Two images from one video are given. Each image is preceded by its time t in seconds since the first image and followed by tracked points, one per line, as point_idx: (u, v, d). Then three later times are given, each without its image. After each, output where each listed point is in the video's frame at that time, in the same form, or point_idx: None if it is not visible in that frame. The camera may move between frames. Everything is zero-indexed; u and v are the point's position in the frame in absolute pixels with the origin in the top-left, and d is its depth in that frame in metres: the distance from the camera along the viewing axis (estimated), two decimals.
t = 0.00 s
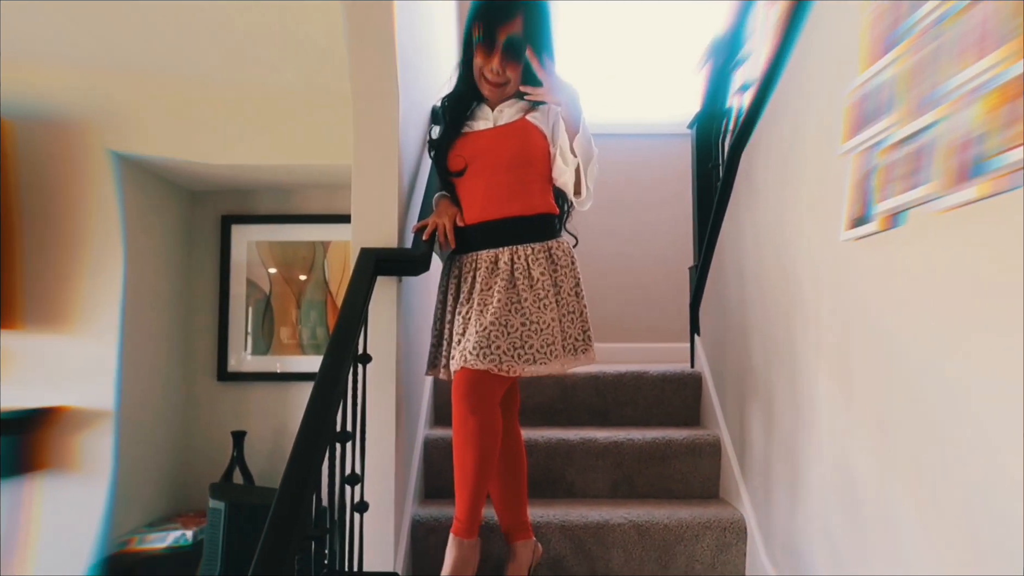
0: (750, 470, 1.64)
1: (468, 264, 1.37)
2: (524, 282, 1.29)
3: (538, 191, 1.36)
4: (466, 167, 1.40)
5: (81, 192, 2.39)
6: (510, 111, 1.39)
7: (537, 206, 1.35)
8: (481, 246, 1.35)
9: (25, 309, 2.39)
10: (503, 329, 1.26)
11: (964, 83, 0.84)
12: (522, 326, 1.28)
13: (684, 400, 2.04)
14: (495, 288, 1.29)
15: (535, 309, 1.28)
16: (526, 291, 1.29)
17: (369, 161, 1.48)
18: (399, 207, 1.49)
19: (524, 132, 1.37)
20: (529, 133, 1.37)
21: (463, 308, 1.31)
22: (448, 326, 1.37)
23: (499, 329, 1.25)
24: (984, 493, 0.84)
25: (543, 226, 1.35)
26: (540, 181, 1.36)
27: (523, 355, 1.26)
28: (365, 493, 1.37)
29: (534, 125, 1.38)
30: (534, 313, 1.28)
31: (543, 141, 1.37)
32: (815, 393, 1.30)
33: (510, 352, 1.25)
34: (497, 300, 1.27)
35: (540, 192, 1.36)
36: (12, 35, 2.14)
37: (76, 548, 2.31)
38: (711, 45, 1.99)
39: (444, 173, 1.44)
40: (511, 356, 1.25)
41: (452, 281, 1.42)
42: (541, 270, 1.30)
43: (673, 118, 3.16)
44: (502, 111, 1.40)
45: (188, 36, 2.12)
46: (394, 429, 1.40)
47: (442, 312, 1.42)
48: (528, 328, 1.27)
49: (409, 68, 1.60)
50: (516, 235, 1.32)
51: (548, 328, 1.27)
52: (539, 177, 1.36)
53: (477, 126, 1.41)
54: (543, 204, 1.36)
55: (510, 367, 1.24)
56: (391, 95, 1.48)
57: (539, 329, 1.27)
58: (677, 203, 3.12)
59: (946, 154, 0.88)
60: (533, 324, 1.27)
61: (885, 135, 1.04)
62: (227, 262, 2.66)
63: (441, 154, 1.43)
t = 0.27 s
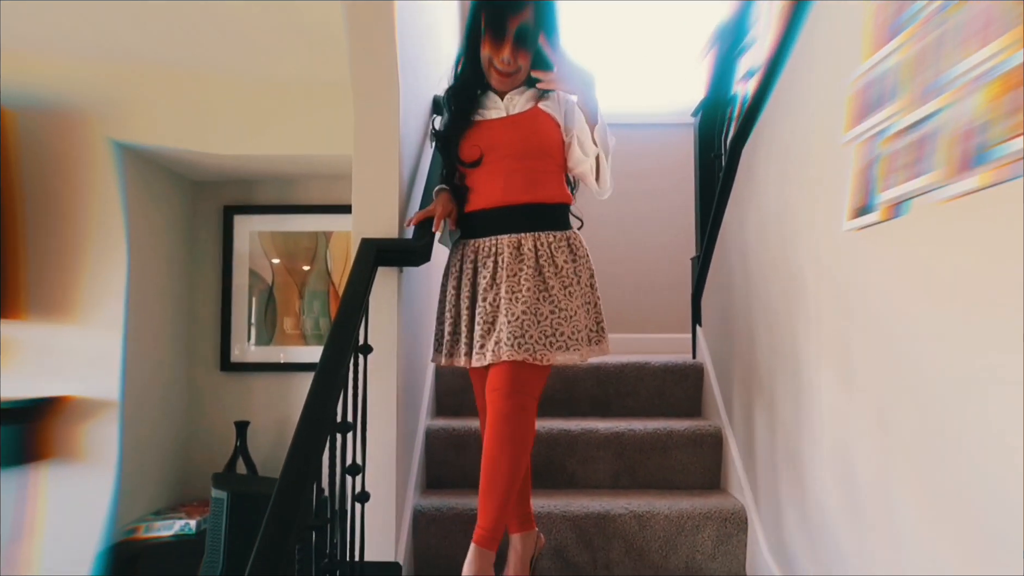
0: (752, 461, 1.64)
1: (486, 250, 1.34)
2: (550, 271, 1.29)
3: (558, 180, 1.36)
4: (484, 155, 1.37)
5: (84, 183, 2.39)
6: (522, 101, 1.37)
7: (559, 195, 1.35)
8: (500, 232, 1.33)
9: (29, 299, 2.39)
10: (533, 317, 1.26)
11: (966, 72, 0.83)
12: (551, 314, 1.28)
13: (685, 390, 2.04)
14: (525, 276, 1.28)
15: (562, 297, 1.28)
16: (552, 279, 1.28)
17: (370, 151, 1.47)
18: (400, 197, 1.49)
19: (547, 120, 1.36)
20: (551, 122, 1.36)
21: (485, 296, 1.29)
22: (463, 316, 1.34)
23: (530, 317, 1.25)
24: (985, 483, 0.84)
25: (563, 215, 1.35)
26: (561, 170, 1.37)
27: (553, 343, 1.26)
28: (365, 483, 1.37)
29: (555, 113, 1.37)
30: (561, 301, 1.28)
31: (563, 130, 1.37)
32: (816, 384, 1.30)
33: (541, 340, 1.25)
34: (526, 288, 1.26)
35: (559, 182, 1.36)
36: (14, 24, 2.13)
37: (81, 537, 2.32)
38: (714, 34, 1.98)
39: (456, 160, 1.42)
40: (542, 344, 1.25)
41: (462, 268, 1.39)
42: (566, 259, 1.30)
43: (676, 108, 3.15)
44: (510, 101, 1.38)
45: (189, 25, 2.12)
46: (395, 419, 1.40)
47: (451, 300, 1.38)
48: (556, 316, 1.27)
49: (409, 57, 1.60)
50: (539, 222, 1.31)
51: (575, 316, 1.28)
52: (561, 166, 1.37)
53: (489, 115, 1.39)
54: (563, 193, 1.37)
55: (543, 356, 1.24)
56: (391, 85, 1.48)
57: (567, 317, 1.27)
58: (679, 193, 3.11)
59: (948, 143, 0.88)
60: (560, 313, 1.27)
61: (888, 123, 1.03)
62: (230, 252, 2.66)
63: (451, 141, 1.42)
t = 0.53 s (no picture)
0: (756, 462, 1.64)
1: (511, 251, 1.33)
2: (578, 277, 1.30)
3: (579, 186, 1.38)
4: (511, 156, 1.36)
5: (92, 184, 2.41)
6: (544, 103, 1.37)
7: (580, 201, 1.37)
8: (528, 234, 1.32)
9: (37, 298, 2.41)
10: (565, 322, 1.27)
11: (969, 77, 0.83)
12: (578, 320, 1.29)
13: (690, 391, 2.04)
14: (558, 281, 1.28)
15: (590, 304, 1.30)
16: (580, 285, 1.30)
17: (375, 151, 1.48)
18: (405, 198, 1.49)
19: (573, 127, 1.38)
20: (575, 129, 1.38)
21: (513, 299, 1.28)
22: (485, 317, 1.31)
23: (564, 322, 1.26)
24: (988, 485, 0.84)
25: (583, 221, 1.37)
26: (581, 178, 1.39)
27: (584, 349, 1.28)
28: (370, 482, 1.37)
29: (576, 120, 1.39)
30: (589, 307, 1.30)
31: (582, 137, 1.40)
32: (820, 385, 1.30)
33: (573, 345, 1.26)
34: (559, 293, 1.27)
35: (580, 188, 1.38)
36: (22, 25, 2.15)
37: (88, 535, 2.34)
38: (718, 37, 1.99)
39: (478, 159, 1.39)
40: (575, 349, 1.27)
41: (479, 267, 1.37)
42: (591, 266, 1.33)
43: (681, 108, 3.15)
44: (528, 102, 1.38)
45: (196, 27, 2.13)
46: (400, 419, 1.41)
47: (467, 299, 1.35)
48: (584, 321, 1.29)
49: (415, 58, 1.60)
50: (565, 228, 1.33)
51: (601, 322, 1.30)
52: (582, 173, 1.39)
53: (513, 115, 1.37)
54: (581, 198, 1.39)
55: (576, 361, 1.26)
56: (396, 87, 1.48)
57: (595, 323, 1.29)
58: (684, 193, 3.11)
59: (952, 148, 0.88)
60: (588, 318, 1.29)
61: (890, 128, 1.03)
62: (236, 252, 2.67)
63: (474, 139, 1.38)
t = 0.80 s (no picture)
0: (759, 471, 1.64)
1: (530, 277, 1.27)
2: (594, 308, 1.29)
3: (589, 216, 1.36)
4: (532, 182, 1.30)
5: (98, 194, 2.42)
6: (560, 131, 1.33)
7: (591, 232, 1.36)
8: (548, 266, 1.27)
9: (42, 308, 2.41)
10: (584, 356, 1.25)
11: (960, 94, 0.84)
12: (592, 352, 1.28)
13: (691, 400, 2.04)
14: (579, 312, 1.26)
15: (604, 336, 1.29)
16: (596, 317, 1.29)
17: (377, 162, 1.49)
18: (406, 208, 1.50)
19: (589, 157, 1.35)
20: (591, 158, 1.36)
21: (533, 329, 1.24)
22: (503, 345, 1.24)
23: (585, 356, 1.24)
24: (990, 494, 0.84)
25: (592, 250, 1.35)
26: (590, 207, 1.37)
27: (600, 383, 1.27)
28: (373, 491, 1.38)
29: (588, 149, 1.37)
30: (603, 340, 1.29)
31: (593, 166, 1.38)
32: (822, 395, 1.30)
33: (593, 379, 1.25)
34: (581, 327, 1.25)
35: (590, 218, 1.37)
36: (28, 38, 2.17)
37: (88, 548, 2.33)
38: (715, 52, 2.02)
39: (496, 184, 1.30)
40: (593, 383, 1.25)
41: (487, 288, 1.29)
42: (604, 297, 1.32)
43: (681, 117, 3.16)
44: (541, 127, 1.34)
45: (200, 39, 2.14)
46: (402, 428, 1.41)
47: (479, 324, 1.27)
48: (599, 354, 1.28)
49: (416, 69, 1.61)
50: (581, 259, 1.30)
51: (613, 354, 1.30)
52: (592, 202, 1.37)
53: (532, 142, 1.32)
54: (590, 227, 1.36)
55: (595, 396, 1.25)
56: (398, 98, 1.49)
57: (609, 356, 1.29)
58: (685, 202, 3.11)
59: (945, 163, 0.88)
60: (602, 351, 1.28)
61: (882, 143, 1.04)
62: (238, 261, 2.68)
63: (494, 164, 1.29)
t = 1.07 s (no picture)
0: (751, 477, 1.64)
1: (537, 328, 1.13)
2: (605, 364, 1.16)
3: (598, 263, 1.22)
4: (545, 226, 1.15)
5: (90, 203, 2.42)
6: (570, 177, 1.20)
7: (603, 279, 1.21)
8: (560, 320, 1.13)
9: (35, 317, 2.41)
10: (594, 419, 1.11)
11: (939, 102, 0.84)
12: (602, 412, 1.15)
13: (685, 406, 2.04)
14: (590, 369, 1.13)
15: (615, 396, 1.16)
16: (607, 373, 1.15)
17: (367, 170, 1.49)
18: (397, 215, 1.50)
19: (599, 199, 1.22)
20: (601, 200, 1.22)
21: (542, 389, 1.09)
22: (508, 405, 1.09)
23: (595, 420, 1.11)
24: (976, 498, 0.84)
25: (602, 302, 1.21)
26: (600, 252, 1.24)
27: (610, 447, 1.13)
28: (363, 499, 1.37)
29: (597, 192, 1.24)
30: (614, 399, 1.15)
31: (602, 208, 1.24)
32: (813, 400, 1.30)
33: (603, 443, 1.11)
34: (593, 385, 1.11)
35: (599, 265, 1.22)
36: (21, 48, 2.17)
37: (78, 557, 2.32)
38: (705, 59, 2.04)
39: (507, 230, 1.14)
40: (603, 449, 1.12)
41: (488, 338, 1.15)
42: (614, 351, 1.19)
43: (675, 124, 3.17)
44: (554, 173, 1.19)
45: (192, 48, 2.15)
46: (393, 435, 1.41)
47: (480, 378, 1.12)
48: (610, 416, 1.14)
49: (407, 77, 1.62)
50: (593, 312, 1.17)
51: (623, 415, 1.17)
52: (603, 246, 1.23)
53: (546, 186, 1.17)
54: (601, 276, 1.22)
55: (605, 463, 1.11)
56: (388, 105, 1.50)
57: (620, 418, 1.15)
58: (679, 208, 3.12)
59: (924, 170, 0.88)
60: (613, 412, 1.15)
61: (863, 151, 1.04)
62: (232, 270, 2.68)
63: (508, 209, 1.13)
